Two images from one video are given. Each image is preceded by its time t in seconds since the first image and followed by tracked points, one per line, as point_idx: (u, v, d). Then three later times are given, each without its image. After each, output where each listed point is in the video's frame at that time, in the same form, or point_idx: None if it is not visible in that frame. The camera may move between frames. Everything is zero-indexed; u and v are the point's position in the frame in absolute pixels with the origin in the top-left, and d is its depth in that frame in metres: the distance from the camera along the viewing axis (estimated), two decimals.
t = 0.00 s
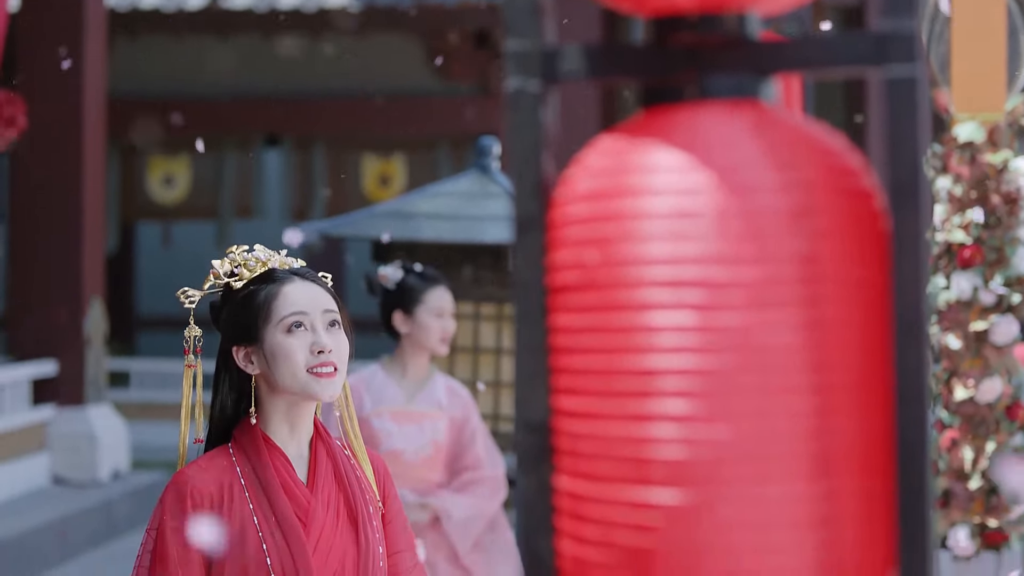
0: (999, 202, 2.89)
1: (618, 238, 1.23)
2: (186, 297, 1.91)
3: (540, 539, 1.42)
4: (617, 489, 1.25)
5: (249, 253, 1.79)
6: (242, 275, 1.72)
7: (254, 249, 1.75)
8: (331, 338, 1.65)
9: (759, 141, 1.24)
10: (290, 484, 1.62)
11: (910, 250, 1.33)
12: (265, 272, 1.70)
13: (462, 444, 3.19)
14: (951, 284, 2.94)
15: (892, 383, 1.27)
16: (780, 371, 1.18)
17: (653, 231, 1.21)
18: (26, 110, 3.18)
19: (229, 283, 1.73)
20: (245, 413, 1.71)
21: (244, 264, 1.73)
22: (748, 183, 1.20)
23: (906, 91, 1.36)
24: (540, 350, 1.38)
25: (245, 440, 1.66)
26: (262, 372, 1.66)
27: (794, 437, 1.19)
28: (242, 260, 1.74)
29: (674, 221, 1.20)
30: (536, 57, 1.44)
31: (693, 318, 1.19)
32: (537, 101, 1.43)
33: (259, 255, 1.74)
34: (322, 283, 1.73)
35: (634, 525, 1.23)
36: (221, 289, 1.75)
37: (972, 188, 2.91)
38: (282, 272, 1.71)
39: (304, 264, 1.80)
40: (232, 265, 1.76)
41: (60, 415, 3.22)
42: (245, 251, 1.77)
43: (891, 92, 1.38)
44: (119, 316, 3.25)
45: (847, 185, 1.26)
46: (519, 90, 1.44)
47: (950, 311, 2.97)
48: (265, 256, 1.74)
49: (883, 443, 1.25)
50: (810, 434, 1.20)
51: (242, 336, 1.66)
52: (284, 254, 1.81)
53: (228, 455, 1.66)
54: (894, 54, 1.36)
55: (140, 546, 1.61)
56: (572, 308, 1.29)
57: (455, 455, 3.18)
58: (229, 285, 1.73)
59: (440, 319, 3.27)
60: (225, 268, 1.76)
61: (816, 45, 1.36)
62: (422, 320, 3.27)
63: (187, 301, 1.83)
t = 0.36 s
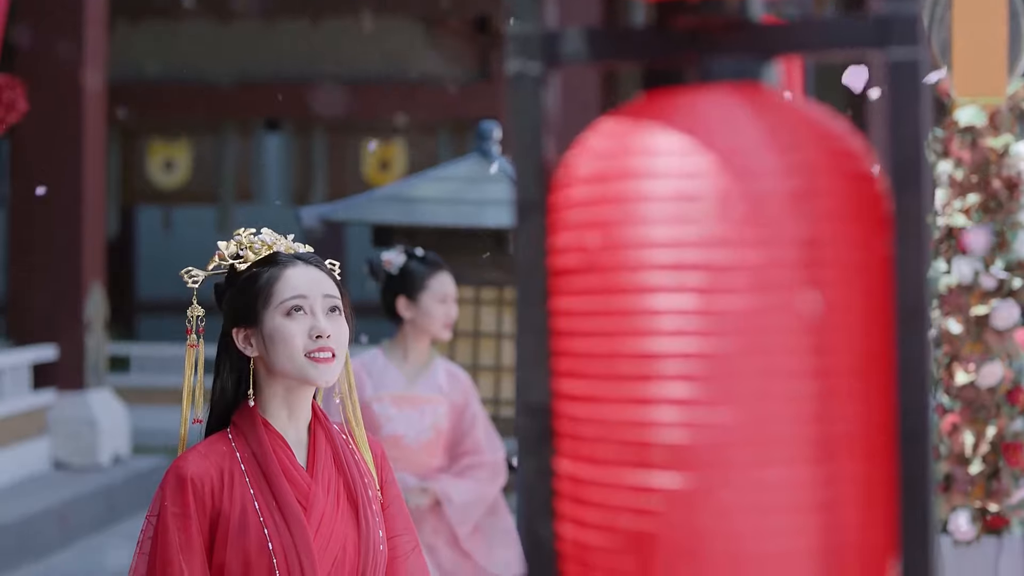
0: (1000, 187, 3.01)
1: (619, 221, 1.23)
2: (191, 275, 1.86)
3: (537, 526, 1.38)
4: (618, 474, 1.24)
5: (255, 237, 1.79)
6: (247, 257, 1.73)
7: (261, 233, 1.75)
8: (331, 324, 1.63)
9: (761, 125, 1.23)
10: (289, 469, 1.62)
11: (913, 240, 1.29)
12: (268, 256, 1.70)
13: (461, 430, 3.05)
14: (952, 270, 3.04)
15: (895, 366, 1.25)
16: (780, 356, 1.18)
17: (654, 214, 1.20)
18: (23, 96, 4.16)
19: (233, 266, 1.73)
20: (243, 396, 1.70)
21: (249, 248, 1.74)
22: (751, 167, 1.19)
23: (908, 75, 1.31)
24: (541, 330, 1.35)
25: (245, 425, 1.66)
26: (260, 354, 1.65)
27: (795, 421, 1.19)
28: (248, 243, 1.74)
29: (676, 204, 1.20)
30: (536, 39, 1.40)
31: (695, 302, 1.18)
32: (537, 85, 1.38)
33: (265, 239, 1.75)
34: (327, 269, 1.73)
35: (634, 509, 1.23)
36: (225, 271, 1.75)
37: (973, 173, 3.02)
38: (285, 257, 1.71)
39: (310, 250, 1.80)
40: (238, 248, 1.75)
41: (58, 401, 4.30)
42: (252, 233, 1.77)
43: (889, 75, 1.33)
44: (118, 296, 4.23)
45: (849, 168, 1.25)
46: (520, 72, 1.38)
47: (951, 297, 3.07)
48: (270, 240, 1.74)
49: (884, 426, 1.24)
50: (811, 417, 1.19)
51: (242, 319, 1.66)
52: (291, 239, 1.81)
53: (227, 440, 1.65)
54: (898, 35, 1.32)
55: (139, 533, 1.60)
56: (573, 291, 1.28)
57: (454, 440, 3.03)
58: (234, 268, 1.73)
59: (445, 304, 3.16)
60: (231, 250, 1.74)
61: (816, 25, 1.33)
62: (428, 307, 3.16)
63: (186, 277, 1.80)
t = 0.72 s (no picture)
0: (1001, 177, 2.90)
1: (621, 211, 1.22)
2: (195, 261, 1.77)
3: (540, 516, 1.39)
4: (620, 465, 1.24)
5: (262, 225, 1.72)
6: (252, 247, 1.65)
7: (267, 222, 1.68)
8: (331, 317, 1.59)
9: (764, 114, 1.22)
10: (291, 460, 1.58)
11: (918, 230, 1.27)
12: (271, 247, 1.64)
13: (463, 421, 2.95)
14: (953, 260, 2.93)
15: (897, 356, 1.25)
16: (783, 346, 1.18)
17: (656, 203, 1.20)
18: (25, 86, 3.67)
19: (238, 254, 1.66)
20: (244, 386, 1.65)
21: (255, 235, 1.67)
22: (754, 156, 1.18)
23: (915, 65, 1.32)
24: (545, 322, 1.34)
25: (246, 416, 1.61)
26: (261, 344, 1.61)
27: (798, 413, 1.18)
28: (254, 232, 1.66)
29: (678, 194, 1.19)
30: (537, 29, 1.40)
31: (698, 292, 1.18)
32: (540, 74, 1.38)
33: (271, 228, 1.67)
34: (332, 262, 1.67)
35: (635, 500, 1.23)
36: (230, 259, 1.68)
37: (975, 163, 2.89)
38: (289, 247, 1.65)
39: (316, 240, 1.73)
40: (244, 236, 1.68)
41: (59, 391, 3.80)
42: (259, 222, 1.70)
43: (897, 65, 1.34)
44: (119, 286, 3.93)
45: (852, 157, 1.23)
46: (522, 62, 1.39)
47: (952, 287, 2.95)
48: (276, 230, 1.67)
49: (890, 417, 1.23)
50: (815, 410, 1.19)
51: (243, 309, 1.60)
52: (297, 229, 1.73)
53: (227, 431, 1.61)
54: (901, 26, 1.32)
55: (141, 524, 1.57)
56: (575, 281, 1.28)
57: (455, 431, 2.94)
58: (238, 257, 1.66)
59: (448, 295, 2.98)
60: (236, 239, 1.67)
61: (819, 18, 1.32)
62: (430, 297, 2.96)
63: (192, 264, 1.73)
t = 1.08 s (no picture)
0: (1003, 169, 2.83)
1: (624, 202, 1.21)
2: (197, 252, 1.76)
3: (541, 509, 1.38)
4: (623, 457, 1.23)
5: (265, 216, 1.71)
6: (255, 238, 1.64)
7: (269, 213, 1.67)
8: (333, 309, 1.59)
9: (769, 106, 1.21)
10: (293, 452, 1.58)
11: (922, 220, 1.26)
12: (273, 238, 1.63)
13: (464, 413, 2.95)
14: (955, 252, 2.82)
15: (903, 349, 1.24)
16: (788, 339, 1.17)
17: (660, 195, 1.19)
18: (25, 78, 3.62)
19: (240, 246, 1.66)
20: (246, 378, 1.64)
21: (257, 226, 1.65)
22: (758, 147, 1.17)
23: (920, 58, 1.28)
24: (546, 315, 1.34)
25: (248, 409, 1.61)
26: (262, 336, 1.60)
27: (802, 406, 1.17)
28: (257, 223, 1.65)
29: (682, 185, 1.18)
30: (540, 19, 1.37)
31: (702, 284, 1.17)
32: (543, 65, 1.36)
33: (274, 219, 1.66)
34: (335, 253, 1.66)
35: (638, 492, 1.23)
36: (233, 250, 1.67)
37: (976, 155, 2.82)
38: (291, 239, 1.64)
39: (320, 232, 1.72)
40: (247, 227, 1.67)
41: (61, 382, 3.78)
42: (262, 213, 1.69)
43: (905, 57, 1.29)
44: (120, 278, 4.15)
45: (857, 148, 1.22)
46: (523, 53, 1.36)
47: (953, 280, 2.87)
48: (279, 220, 1.66)
49: (895, 411, 1.22)
50: (819, 402, 1.18)
51: (244, 300, 1.60)
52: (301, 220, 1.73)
53: (228, 424, 1.60)
54: (908, 14, 1.28)
55: (142, 516, 1.57)
56: (578, 273, 1.27)
57: (456, 423, 2.94)
58: (240, 248, 1.65)
59: (448, 287, 2.98)
60: (239, 229, 1.67)
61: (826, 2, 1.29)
62: (430, 290, 2.96)
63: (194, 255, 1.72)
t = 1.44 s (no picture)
0: (1005, 158, 2.80)
1: (629, 190, 1.20)
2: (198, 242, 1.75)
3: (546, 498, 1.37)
4: (628, 446, 1.23)
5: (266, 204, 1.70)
6: (255, 226, 1.63)
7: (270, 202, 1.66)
8: (334, 298, 1.57)
9: (774, 92, 1.19)
10: (294, 442, 1.57)
11: (928, 200, 1.30)
12: (274, 227, 1.62)
13: (465, 402, 2.90)
14: (956, 241, 2.84)
15: (908, 337, 1.23)
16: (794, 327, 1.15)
17: (665, 182, 1.17)
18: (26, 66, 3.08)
19: (242, 235, 1.64)
20: (247, 367, 1.64)
21: (257, 216, 1.64)
22: (764, 135, 1.16)
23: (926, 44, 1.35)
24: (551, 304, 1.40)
25: (248, 398, 1.60)
26: (263, 326, 1.59)
27: (807, 395, 1.16)
28: (258, 212, 1.64)
29: (687, 173, 1.17)
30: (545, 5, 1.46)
31: (706, 272, 1.16)
32: (549, 53, 1.47)
33: (274, 208, 1.65)
34: (337, 242, 1.65)
35: (643, 483, 1.22)
36: (234, 239, 1.66)
37: (977, 144, 2.80)
38: (291, 228, 1.63)
39: (320, 220, 1.71)
40: (248, 216, 1.66)
41: (60, 372, 3.20)
42: (263, 201, 1.67)
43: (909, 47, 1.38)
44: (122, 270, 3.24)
45: (865, 136, 1.20)
46: (529, 40, 1.46)
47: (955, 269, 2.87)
48: (279, 210, 1.65)
49: (901, 401, 1.21)
50: (825, 392, 1.16)
51: (246, 289, 1.59)
52: (302, 209, 1.71)
53: (229, 413, 1.59)
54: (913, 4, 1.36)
55: (143, 504, 1.56)
56: (583, 261, 1.26)
57: (458, 413, 2.89)
58: (241, 236, 1.64)
59: (448, 276, 2.95)
60: (240, 217, 1.66)
61: None
62: (430, 279, 2.94)
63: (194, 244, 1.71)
